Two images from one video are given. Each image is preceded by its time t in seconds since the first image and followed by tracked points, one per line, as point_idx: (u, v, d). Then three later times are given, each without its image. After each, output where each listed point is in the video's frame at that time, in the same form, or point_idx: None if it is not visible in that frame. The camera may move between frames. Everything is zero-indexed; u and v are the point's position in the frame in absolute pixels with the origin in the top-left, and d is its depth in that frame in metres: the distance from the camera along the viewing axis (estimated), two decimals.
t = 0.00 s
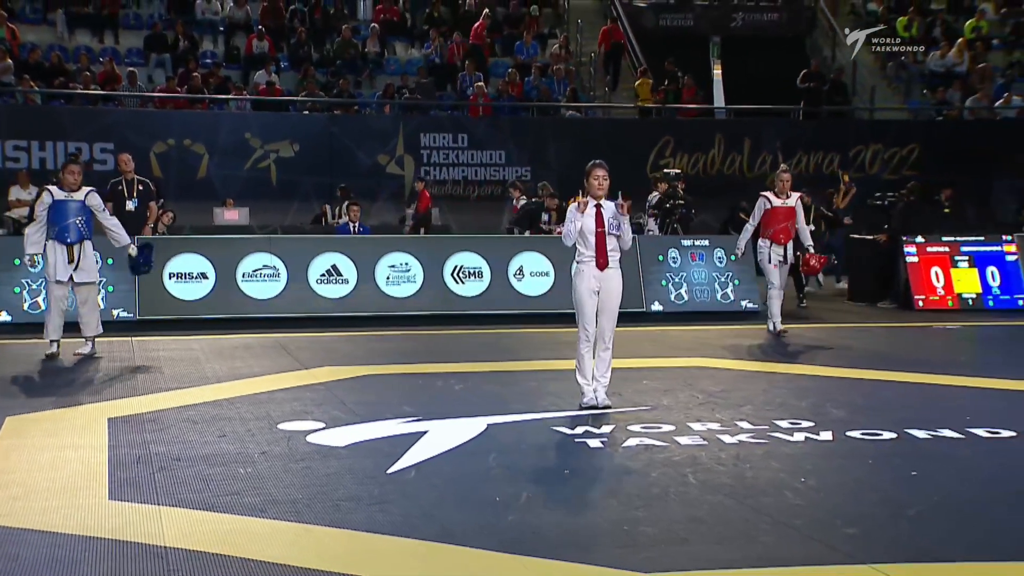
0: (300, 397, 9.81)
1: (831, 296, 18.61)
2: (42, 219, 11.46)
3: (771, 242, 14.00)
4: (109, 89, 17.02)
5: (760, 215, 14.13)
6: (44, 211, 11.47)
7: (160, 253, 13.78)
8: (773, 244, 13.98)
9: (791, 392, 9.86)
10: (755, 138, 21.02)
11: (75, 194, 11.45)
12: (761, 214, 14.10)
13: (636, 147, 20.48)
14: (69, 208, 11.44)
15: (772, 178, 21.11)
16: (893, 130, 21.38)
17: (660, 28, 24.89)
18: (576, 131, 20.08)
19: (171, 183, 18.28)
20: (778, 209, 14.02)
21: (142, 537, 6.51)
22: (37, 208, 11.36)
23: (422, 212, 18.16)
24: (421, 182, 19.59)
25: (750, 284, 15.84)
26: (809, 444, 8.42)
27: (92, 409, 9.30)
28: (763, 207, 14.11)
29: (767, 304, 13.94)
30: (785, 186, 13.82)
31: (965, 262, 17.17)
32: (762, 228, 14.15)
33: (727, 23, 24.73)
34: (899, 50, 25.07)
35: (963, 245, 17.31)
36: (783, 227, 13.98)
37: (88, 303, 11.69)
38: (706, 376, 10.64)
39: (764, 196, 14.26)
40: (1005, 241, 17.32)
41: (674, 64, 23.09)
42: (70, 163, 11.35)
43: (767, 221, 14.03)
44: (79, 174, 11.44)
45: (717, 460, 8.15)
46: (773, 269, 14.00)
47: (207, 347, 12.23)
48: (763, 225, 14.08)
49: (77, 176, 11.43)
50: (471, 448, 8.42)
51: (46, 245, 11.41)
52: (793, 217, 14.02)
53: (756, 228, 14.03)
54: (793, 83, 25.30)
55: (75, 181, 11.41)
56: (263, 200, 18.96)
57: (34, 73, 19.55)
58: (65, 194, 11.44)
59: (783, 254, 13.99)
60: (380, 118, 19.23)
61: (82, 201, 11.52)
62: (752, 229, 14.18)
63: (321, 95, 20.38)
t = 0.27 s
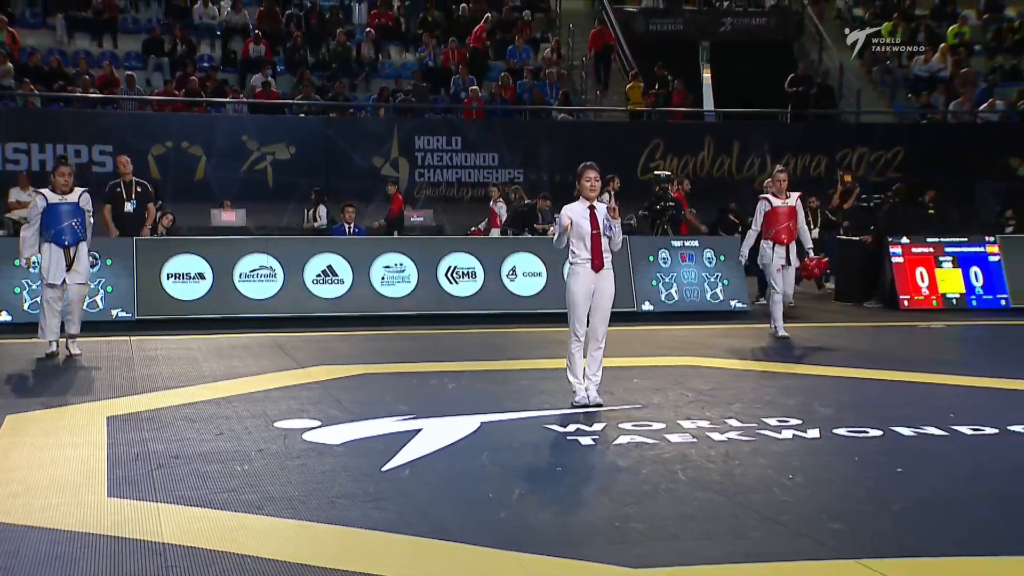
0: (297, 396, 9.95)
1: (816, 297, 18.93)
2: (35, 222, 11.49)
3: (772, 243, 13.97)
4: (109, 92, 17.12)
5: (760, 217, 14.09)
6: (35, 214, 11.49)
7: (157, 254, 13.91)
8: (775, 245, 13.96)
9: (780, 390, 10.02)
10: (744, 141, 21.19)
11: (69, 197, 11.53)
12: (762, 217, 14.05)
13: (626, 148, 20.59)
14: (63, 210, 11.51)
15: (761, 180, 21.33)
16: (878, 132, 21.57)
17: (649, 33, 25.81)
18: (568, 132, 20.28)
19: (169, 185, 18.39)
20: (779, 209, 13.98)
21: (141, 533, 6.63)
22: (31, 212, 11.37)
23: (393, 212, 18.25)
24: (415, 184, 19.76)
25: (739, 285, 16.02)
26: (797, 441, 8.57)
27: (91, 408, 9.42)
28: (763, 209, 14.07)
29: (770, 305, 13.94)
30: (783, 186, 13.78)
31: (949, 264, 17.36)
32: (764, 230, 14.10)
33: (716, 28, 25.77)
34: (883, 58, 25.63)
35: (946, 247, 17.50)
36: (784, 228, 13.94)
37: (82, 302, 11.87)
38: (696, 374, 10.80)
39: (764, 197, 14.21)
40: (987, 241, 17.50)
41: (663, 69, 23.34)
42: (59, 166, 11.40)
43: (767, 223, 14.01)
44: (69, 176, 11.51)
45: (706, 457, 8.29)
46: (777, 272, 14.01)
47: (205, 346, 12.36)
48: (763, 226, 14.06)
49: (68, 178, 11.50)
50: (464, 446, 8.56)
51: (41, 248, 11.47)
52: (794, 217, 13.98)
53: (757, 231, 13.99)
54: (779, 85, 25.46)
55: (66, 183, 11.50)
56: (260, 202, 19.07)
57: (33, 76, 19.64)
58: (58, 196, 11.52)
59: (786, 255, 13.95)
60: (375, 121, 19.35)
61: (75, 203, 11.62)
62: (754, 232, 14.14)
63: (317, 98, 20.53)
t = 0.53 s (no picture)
0: (293, 394, 10.09)
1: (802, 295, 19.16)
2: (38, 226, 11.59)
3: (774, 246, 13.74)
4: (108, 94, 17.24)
5: (762, 219, 13.86)
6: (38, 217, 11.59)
7: (156, 254, 14.05)
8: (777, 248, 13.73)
9: (769, 388, 10.18)
10: (733, 143, 21.33)
11: (69, 199, 11.59)
12: (763, 220, 13.81)
13: (617, 150, 20.70)
14: (64, 213, 11.59)
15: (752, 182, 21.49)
16: (866, 135, 21.73)
17: (641, 36, 25.71)
18: (560, 134, 20.40)
19: (168, 186, 18.52)
20: (780, 212, 13.74)
21: (140, 529, 6.76)
22: (33, 216, 11.48)
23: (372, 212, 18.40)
24: (410, 185, 19.88)
25: (728, 284, 16.21)
26: (785, 438, 8.73)
27: (90, 406, 9.56)
28: (764, 212, 13.82)
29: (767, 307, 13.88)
30: (784, 189, 13.56)
31: (934, 263, 17.57)
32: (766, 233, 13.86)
33: (706, 32, 25.76)
34: (869, 61, 25.88)
35: (931, 246, 17.72)
36: (787, 230, 13.71)
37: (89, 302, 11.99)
38: (686, 372, 10.96)
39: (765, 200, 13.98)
40: (971, 241, 17.68)
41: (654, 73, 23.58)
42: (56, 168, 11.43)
43: (769, 225, 13.76)
44: (67, 177, 11.56)
45: (696, 454, 8.44)
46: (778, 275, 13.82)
47: (203, 345, 12.50)
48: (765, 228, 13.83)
49: (66, 179, 11.54)
50: (459, 443, 8.70)
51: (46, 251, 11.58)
52: (796, 219, 13.76)
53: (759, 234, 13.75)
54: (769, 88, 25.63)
55: (64, 185, 11.55)
56: (257, 203, 19.19)
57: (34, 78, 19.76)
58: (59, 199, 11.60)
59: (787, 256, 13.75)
60: (371, 122, 19.48)
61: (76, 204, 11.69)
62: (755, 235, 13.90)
63: (313, 101, 20.66)
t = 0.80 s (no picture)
0: (290, 392, 10.23)
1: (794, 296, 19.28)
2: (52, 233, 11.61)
3: (777, 245, 13.71)
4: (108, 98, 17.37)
5: (766, 218, 13.77)
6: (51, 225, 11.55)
7: (155, 255, 14.21)
8: (780, 247, 13.70)
9: (759, 387, 10.34)
10: (723, 145, 21.47)
11: (81, 207, 11.56)
12: (767, 219, 13.75)
13: (609, 153, 20.85)
14: (75, 221, 11.55)
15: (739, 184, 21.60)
16: (852, 137, 21.81)
17: (633, 40, 26.30)
18: (553, 137, 20.51)
19: (168, 188, 18.66)
20: (786, 212, 13.64)
21: (138, 525, 6.88)
22: (46, 223, 11.43)
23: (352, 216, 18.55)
24: (406, 186, 19.97)
25: (718, 284, 16.37)
26: (774, 436, 8.88)
27: (90, 405, 9.69)
28: (769, 211, 13.73)
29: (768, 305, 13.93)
30: (788, 190, 13.41)
31: (920, 264, 17.75)
32: (769, 231, 13.81)
33: (697, 36, 26.54)
34: (857, 65, 26.12)
35: (917, 248, 17.91)
36: (790, 230, 13.67)
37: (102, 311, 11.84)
38: (678, 371, 11.12)
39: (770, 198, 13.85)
40: (957, 243, 17.88)
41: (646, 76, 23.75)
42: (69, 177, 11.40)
43: (773, 225, 13.70)
44: (80, 185, 11.55)
45: (687, 451, 8.58)
46: (780, 276, 13.80)
47: (201, 344, 12.63)
48: (769, 227, 13.76)
49: (78, 187, 11.53)
50: (453, 441, 8.84)
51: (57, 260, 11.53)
52: (800, 219, 13.70)
53: (762, 233, 13.73)
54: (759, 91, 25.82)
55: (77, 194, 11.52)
56: (254, 205, 19.31)
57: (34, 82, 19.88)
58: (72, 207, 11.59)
59: (791, 257, 13.74)
60: (368, 125, 19.61)
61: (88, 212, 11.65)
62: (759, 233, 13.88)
63: (310, 104, 20.78)
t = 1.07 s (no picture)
0: (286, 392, 10.37)
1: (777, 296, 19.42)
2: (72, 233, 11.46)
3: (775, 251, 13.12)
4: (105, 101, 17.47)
5: (763, 224, 13.28)
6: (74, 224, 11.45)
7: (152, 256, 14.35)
8: (778, 254, 13.11)
9: (747, 387, 10.50)
10: (713, 149, 21.58)
11: (105, 207, 11.50)
12: (764, 224, 13.24)
13: (600, 156, 20.99)
14: (99, 221, 11.49)
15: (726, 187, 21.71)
16: (838, 140, 22.03)
17: (623, 45, 26.10)
18: (545, 141, 20.62)
19: (164, 191, 18.77)
20: (783, 217, 13.15)
21: (136, 523, 6.99)
22: (71, 222, 11.35)
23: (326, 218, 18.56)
24: (400, 189, 20.13)
25: (706, 284, 16.55)
26: (762, 434, 9.03)
27: (88, 404, 9.82)
28: (765, 217, 13.25)
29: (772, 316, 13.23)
30: (787, 193, 12.96)
31: (905, 265, 17.89)
32: (767, 237, 13.27)
33: (686, 42, 26.20)
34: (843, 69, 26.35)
35: (902, 249, 18.05)
36: (789, 236, 13.10)
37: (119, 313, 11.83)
38: (668, 371, 11.27)
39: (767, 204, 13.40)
40: (940, 244, 18.01)
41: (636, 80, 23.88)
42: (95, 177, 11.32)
43: (770, 230, 13.18)
44: (105, 186, 11.46)
45: (677, 449, 8.72)
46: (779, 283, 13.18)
47: (197, 345, 12.76)
48: (766, 233, 13.23)
49: (104, 188, 11.45)
50: (446, 440, 8.98)
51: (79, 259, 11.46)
52: (799, 225, 13.17)
53: (759, 238, 13.16)
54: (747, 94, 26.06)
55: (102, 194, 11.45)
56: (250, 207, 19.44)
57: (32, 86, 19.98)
58: (96, 208, 11.51)
59: (789, 264, 13.13)
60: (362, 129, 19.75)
61: (112, 213, 11.59)
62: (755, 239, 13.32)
63: (305, 108, 20.90)
